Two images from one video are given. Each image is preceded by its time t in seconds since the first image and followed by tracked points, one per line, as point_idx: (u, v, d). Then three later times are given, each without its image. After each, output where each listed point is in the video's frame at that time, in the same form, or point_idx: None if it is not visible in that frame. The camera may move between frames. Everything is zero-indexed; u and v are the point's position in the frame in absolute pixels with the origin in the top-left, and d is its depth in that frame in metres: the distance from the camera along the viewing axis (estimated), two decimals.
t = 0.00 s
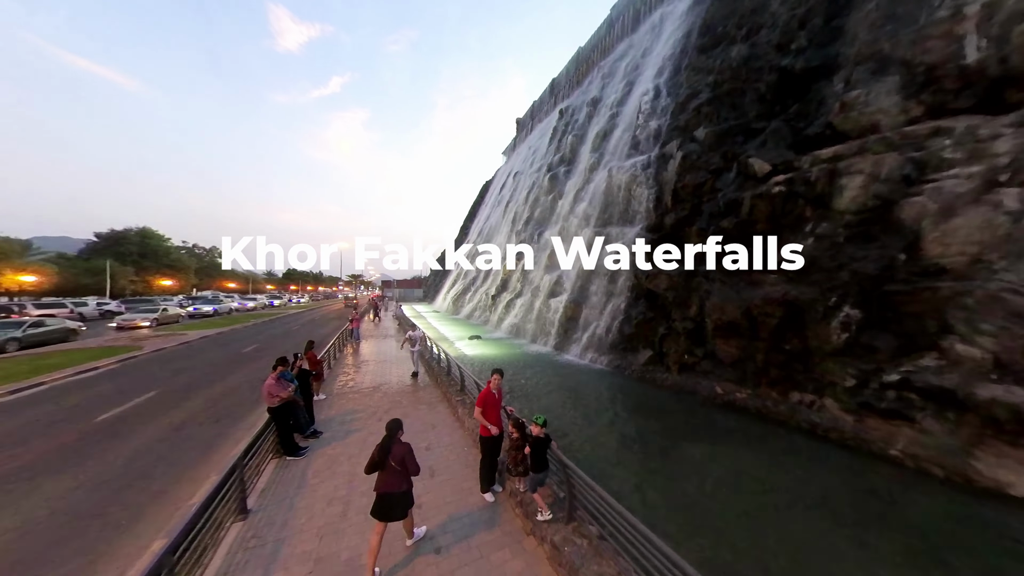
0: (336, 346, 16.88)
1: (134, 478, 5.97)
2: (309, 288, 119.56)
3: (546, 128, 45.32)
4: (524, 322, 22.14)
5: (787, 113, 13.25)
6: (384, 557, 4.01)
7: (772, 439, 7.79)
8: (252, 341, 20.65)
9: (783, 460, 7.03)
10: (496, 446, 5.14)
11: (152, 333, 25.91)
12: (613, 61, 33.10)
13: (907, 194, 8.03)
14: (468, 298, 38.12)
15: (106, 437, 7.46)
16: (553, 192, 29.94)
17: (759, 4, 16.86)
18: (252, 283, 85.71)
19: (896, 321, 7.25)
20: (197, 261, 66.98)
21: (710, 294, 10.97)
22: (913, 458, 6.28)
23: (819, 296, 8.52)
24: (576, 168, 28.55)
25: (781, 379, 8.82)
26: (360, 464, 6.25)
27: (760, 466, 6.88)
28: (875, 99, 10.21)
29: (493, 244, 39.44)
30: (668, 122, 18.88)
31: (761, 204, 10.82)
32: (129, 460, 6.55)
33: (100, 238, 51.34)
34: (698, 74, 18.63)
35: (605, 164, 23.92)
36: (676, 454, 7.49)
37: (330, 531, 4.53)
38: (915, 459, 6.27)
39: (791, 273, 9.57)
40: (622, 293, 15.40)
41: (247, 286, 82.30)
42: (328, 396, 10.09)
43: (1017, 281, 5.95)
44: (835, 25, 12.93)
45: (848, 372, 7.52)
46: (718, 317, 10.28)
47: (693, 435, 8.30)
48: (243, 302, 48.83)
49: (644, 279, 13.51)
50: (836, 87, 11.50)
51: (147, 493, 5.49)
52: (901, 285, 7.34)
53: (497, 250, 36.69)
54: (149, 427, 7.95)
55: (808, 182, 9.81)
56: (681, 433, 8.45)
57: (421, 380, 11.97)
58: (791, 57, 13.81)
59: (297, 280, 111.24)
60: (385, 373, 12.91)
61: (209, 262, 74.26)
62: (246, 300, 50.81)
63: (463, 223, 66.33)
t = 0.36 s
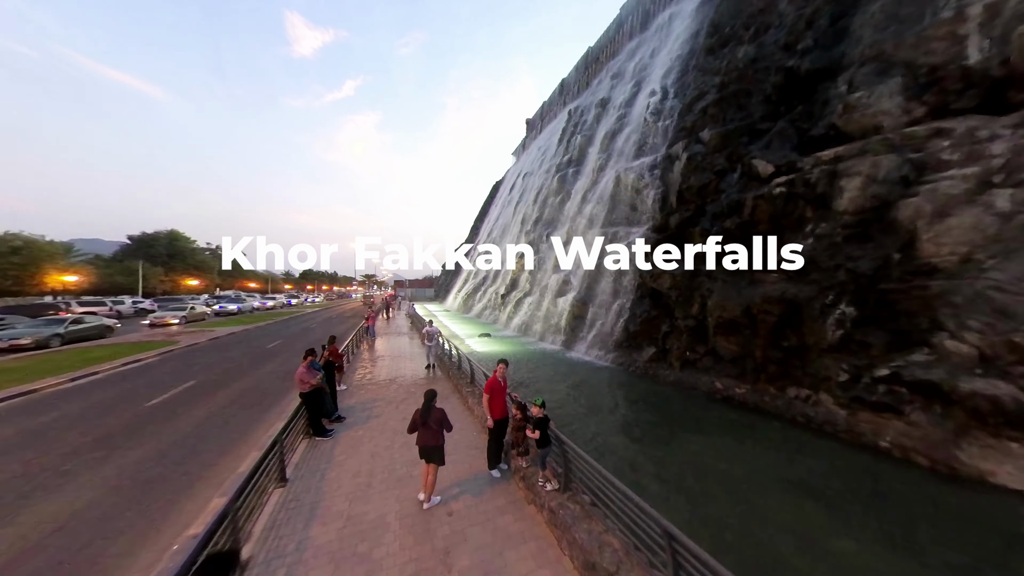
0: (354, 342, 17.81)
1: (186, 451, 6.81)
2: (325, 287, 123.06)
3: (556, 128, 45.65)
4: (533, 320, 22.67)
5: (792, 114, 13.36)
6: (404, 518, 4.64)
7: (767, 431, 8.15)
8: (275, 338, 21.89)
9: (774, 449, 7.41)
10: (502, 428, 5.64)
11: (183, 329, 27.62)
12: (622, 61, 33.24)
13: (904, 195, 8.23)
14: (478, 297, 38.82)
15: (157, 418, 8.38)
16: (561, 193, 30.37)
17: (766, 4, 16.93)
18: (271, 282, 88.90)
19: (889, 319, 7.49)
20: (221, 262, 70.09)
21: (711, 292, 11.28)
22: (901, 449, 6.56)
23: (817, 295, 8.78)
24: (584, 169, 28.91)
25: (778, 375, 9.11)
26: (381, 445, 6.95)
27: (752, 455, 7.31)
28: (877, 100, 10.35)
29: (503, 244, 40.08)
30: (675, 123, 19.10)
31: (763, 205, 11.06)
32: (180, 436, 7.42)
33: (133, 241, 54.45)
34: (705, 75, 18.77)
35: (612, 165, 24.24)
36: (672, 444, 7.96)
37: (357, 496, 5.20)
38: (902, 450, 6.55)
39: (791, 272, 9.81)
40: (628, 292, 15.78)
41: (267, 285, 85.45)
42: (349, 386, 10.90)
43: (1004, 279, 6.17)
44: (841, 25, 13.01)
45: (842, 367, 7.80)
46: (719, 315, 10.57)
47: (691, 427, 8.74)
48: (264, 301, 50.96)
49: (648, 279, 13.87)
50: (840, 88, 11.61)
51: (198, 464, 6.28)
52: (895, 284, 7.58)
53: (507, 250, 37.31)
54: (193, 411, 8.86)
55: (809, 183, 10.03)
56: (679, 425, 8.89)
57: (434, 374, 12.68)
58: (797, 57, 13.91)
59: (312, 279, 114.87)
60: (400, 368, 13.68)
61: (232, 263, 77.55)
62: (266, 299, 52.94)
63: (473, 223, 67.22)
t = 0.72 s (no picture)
0: (369, 340, 18.65)
1: (224, 435, 7.54)
2: (338, 287, 125.67)
3: (564, 129, 45.92)
4: (540, 320, 23.14)
5: (798, 116, 13.46)
6: (421, 494, 5.18)
7: (762, 426, 8.53)
8: (295, 336, 22.97)
9: (767, 442, 7.85)
10: (509, 418, 5.99)
11: (209, 328, 29.13)
12: (631, 62, 33.33)
13: (903, 199, 8.38)
14: (487, 297, 39.44)
15: (196, 406, 9.19)
16: (569, 194, 30.73)
17: (774, 5, 16.95)
18: (288, 283, 91.74)
19: (886, 319, 7.69)
20: (241, 263, 72.88)
21: (714, 293, 11.54)
22: (894, 445, 6.80)
23: (816, 296, 8.99)
24: (592, 170, 29.15)
25: (778, 374, 9.35)
26: (397, 433, 7.55)
27: (746, 447, 7.77)
28: (881, 103, 10.45)
29: (512, 245, 40.63)
30: (682, 125, 19.27)
31: (766, 208, 11.26)
32: (218, 422, 8.19)
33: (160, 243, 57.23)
34: (712, 76, 18.88)
35: (620, 167, 24.48)
36: (671, 437, 8.43)
37: (378, 477, 5.76)
38: (895, 445, 6.79)
39: (792, 273, 10.01)
40: (633, 293, 16.09)
41: (283, 285, 88.24)
42: (365, 381, 11.60)
43: (996, 281, 6.37)
44: (848, 27, 13.05)
45: (839, 366, 8.03)
46: (721, 315, 10.81)
47: (689, 422, 9.18)
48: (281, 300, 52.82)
49: (653, 279, 14.14)
50: (845, 90, 11.71)
51: (237, 446, 7.00)
52: (893, 285, 7.76)
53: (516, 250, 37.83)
54: (227, 401, 9.65)
55: (811, 186, 10.20)
56: (678, 421, 9.34)
57: (445, 370, 13.31)
58: (803, 59, 13.98)
59: (326, 279, 117.80)
60: (413, 364, 14.35)
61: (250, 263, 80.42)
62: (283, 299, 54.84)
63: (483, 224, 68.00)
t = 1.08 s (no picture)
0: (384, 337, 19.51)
1: (257, 419, 8.34)
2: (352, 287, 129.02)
3: (573, 130, 46.18)
4: (548, 319, 23.62)
5: (803, 117, 13.57)
6: (434, 471, 5.79)
7: (760, 420, 8.86)
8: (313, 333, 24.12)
9: (763, 434, 8.20)
10: (513, 406, 6.53)
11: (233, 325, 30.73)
12: (640, 62, 33.43)
13: (902, 200, 8.56)
14: (497, 296, 40.08)
15: (231, 394, 10.10)
16: (578, 195, 31.11)
17: (782, 5, 16.96)
18: (304, 283, 94.67)
19: (881, 317, 7.91)
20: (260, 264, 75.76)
21: (716, 292, 11.82)
22: (885, 438, 7.06)
23: (815, 295, 9.21)
24: (600, 171, 29.43)
25: (777, 371, 9.61)
26: (412, 420, 8.20)
27: (742, 439, 8.13)
28: (884, 104, 10.57)
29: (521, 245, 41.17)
30: (689, 126, 19.46)
31: (767, 209, 11.48)
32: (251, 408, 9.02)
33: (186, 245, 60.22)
34: (719, 77, 19.00)
35: (627, 168, 24.75)
36: (671, 430, 8.84)
37: (396, 456, 6.40)
38: (886, 438, 7.04)
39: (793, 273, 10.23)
40: (638, 292, 16.42)
41: (300, 285, 91.19)
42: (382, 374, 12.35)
43: (986, 280, 6.58)
44: (854, 27, 13.10)
45: (835, 363, 8.28)
46: (722, 314, 11.11)
47: (689, 416, 9.56)
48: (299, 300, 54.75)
49: (657, 279, 14.47)
50: (850, 91, 11.81)
51: (271, 427, 7.81)
52: (888, 284, 7.98)
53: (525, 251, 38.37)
54: (258, 390, 10.54)
55: (812, 187, 10.40)
56: (679, 414, 9.73)
57: (455, 366, 13.97)
58: (809, 60, 14.06)
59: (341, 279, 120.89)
60: (425, 360, 15.08)
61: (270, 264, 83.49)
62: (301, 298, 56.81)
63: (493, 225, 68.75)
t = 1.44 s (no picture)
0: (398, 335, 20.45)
1: (286, 405, 9.21)
2: (366, 287, 131.74)
3: (582, 131, 46.43)
4: (556, 318, 24.15)
5: (807, 118, 13.70)
6: (445, 451, 6.46)
7: (756, 415, 9.22)
8: (331, 331, 25.37)
9: (757, 427, 8.59)
10: (517, 396, 7.14)
11: (256, 323, 32.40)
12: (648, 63, 33.50)
13: (897, 202, 8.77)
14: (506, 296, 40.78)
15: (261, 384, 11.02)
16: (586, 196, 31.48)
17: (789, 5, 16.99)
18: (321, 283, 97.61)
19: (873, 316, 8.18)
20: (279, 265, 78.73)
21: (717, 292, 12.17)
22: (873, 432, 7.37)
23: (811, 295, 9.49)
24: (608, 172, 29.71)
25: (774, 368, 9.93)
26: (425, 409, 8.92)
27: (735, 431, 8.55)
28: (884, 107, 10.74)
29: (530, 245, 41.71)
30: (695, 127, 19.67)
31: (768, 210, 11.73)
32: (280, 396, 9.93)
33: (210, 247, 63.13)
34: (725, 78, 19.14)
35: (635, 169, 25.01)
36: (668, 422, 9.32)
37: (411, 439, 7.08)
38: (874, 432, 7.36)
39: (791, 273, 10.48)
40: (643, 292, 16.83)
41: (317, 285, 94.13)
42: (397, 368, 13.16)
43: (973, 281, 6.83)
44: (859, 29, 13.18)
45: (828, 360, 8.58)
46: (722, 313, 11.45)
47: (687, 411, 9.98)
48: (316, 299, 56.82)
49: (660, 279, 14.85)
50: (852, 93, 11.95)
51: (299, 413, 8.64)
52: (882, 284, 8.23)
53: (534, 251, 38.93)
54: (285, 381, 11.46)
55: (812, 189, 10.63)
56: (677, 409, 10.16)
57: (465, 362, 14.69)
58: (814, 61, 14.16)
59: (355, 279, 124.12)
60: (437, 356, 15.88)
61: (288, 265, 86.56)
62: (318, 298, 58.93)
63: (502, 225, 69.52)
